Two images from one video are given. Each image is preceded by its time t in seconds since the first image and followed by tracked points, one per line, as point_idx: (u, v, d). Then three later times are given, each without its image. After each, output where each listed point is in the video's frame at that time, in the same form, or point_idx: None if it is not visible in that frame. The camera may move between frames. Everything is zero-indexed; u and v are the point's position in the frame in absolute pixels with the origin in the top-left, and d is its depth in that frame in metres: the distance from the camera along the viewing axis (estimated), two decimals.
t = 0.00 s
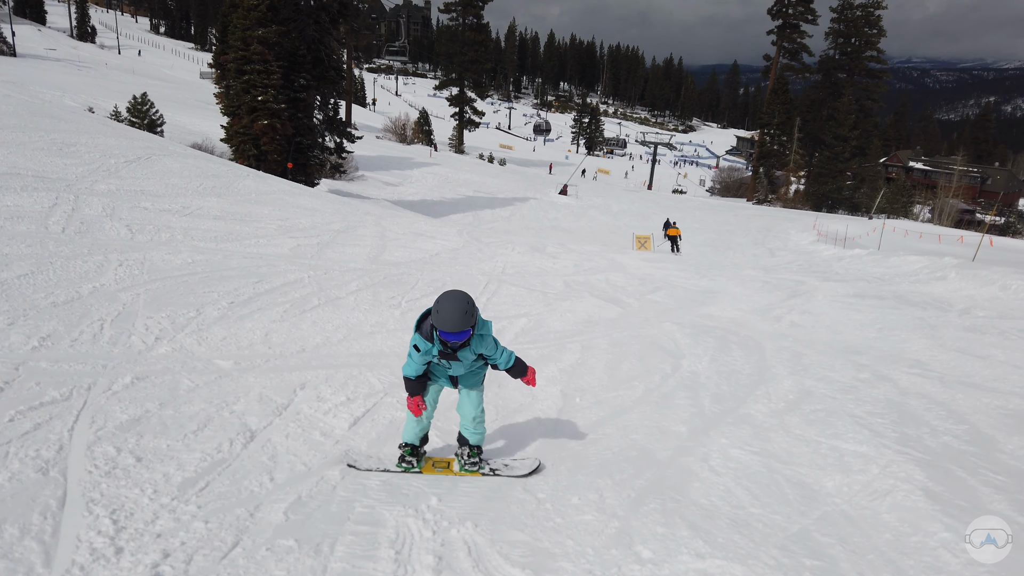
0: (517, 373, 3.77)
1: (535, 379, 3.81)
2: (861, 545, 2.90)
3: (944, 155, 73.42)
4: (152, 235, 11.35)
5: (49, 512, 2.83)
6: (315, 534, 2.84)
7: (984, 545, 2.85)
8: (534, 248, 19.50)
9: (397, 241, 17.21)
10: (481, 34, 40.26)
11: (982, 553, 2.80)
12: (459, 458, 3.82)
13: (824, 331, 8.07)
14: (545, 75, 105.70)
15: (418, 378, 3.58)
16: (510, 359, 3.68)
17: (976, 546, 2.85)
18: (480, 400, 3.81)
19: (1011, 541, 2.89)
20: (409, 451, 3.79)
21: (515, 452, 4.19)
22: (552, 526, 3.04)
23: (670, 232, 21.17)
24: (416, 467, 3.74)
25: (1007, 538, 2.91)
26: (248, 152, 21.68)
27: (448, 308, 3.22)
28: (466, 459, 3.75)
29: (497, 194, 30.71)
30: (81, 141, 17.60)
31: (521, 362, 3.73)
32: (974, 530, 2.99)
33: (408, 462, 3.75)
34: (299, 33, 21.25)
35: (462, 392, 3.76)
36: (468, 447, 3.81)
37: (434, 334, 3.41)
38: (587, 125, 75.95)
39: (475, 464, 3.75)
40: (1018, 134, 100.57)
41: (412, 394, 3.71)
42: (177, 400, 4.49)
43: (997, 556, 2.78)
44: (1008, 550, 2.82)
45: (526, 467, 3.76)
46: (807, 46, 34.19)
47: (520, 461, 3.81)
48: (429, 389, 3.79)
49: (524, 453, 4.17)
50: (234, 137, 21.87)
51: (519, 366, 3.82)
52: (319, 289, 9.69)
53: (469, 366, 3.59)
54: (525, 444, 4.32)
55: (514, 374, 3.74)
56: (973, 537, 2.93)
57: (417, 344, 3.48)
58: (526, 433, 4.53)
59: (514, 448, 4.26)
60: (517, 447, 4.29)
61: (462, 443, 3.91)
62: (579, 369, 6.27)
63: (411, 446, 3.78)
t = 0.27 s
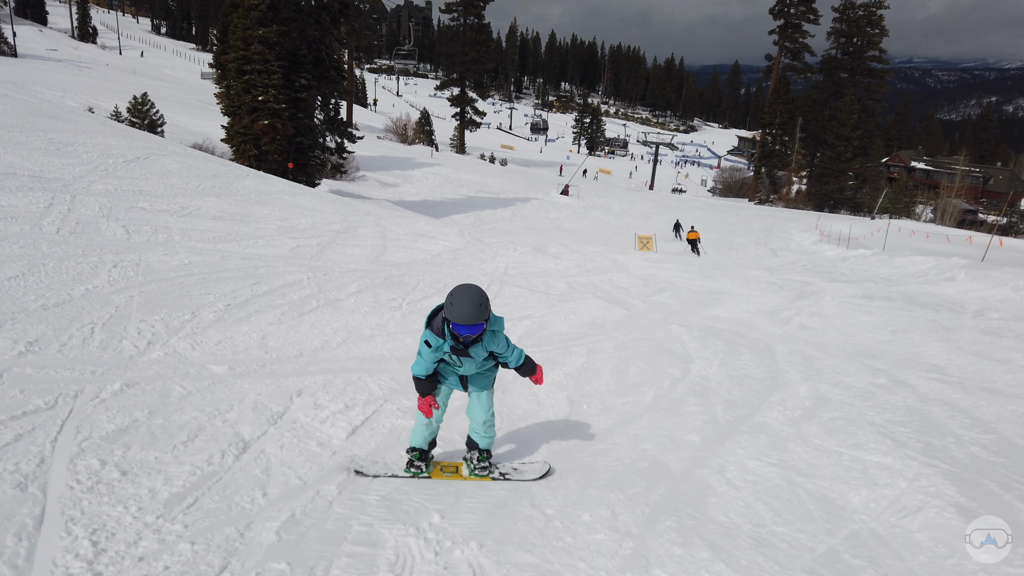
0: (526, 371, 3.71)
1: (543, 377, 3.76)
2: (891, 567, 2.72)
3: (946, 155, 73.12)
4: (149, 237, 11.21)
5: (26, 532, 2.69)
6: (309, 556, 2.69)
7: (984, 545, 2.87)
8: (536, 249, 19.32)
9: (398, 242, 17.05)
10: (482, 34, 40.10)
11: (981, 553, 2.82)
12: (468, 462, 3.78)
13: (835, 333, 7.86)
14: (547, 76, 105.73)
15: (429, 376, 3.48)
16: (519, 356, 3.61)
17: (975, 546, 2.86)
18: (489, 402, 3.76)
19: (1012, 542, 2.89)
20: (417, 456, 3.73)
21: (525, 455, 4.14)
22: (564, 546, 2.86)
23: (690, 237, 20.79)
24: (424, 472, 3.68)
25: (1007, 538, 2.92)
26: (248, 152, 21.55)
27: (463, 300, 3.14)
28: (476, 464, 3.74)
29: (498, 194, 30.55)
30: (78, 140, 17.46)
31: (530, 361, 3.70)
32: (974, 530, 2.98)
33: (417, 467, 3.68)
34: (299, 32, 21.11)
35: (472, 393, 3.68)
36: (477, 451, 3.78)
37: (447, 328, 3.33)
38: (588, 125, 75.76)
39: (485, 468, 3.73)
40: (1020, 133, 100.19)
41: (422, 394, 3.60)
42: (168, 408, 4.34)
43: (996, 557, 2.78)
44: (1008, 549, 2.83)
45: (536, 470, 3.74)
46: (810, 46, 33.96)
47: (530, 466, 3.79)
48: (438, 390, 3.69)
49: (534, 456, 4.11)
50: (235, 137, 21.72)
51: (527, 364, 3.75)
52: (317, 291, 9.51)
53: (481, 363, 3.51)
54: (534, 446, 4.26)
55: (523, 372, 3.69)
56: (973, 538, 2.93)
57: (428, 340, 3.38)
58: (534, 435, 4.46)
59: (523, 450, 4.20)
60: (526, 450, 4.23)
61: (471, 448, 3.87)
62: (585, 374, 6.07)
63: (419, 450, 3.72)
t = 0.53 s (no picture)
0: (539, 371, 3.65)
1: (554, 377, 3.70)
2: None
3: (948, 155, 72.86)
4: (146, 237, 11.06)
5: None
6: None
7: (984, 545, 2.84)
8: (538, 249, 19.15)
9: (398, 242, 16.90)
10: (483, 34, 39.99)
11: (982, 553, 2.80)
12: (478, 466, 3.72)
13: (847, 336, 7.66)
14: (548, 76, 105.58)
15: (443, 374, 3.40)
16: (533, 355, 3.57)
17: (976, 547, 2.84)
18: (502, 404, 3.65)
19: (1011, 541, 2.86)
20: (427, 460, 3.66)
21: (536, 457, 4.09)
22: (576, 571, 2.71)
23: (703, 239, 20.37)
24: (435, 476, 3.64)
25: (1006, 537, 2.89)
26: (249, 152, 21.38)
27: (482, 291, 3.13)
28: (486, 467, 3.67)
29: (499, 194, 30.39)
30: (76, 140, 17.31)
31: (543, 361, 3.69)
32: (974, 530, 2.96)
33: (427, 471, 3.63)
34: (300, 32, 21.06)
35: (485, 394, 3.59)
36: (486, 455, 3.70)
37: (463, 323, 3.28)
38: (589, 125, 75.56)
39: (496, 472, 3.67)
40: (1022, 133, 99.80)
41: (434, 395, 3.50)
42: (158, 418, 4.23)
43: (994, 557, 2.76)
44: (1008, 549, 2.80)
45: (548, 473, 3.71)
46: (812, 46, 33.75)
47: (540, 468, 3.76)
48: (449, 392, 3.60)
49: (544, 458, 4.07)
50: (235, 137, 21.57)
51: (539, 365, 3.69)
52: (317, 292, 9.34)
53: (496, 361, 3.46)
54: (546, 449, 4.20)
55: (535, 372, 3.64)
56: (972, 538, 2.91)
57: (444, 336, 3.33)
58: (544, 438, 4.39)
59: (533, 453, 4.15)
60: (538, 453, 4.17)
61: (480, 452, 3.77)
62: (593, 379, 5.88)
63: (429, 454, 3.64)
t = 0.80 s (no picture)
0: (548, 370, 3.65)
1: (563, 376, 3.72)
2: None
3: (946, 156, 72.83)
4: (139, 239, 10.86)
5: None
6: None
7: (984, 545, 2.87)
8: (537, 250, 18.98)
9: (397, 243, 16.74)
10: (481, 34, 39.83)
11: (982, 553, 2.82)
12: (489, 468, 3.74)
13: (855, 340, 7.51)
14: (546, 76, 105.40)
15: (456, 373, 3.36)
16: (544, 353, 3.58)
17: (976, 547, 2.87)
18: (512, 405, 3.65)
19: (1012, 542, 2.89)
20: (439, 465, 3.68)
21: (546, 458, 4.11)
22: None
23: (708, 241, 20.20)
24: (447, 481, 3.65)
25: (1006, 538, 2.92)
26: (246, 153, 21.17)
27: (497, 283, 3.16)
28: (498, 469, 3.69)
29: (498, 194, 30.23)
30: (70, 139, 17.08)
31: (553, 360, 3.69)
32: (975, 529, 2.99)
33: (440, 476, 3.64)
34: (298, 32, 20.94)
35: (496, 394, 3.57)
36: (497, 457, 3.73)
37: (477, 319, 3.28)
38: (587, 125, 75.39)
39: (508, 473, 3.70)
40: (1019, 133, 99.82)
41: (446, 395, 3.46)
42: (145, 430, 4.05)
43: (996, 557, 2.79)
44: (1008, 550, 2.83)
45: (558, 474, 3.75)
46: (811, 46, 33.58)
47: (549, 468, 3.81)
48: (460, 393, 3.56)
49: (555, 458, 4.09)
50: (231, 137, 21.29)
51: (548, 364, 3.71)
52: (314, 295, 9.15)
53: (509, 358, 3.45)
54: (556, 450, 4.22)
55: (545, 371, 3.65)
56: (973, 538, 2.94)
57: (458, 333, 3.31)
58: (553, 440, 4.40)
59: (544, 454, 4.17)
60: (548, 453, 4.19)
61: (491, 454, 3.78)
62: (598, 387, 5.69)
63: (441, 459, 3.66)
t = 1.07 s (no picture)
0: (558, 370, 3.71)
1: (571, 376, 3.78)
2: None
3: (942, 158, 73.13)
4: (132, 243, 10.68)
5: None
6: None
7: (984, 544, 2.90)
8: (536, 252, 18.84)
9: (394, 246, 16.60)
10: (479, 37, 39.80)
11: (981, 553, 2.85)
12: (500, 470, 3.75)
13: (862, 346, 7.36)
14: (544, 78, 105.51)
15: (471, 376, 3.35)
16: (553, 353, 3.64)
17: (975, 546, 2.90)
18: (523, 406, 3.67)
19: (1011, 541, 2.92)
20: (451, 469, 3.67)
21: (554, 459, 4.15)
22: None
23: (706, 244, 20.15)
24: (461, 484, 3.64)
25: (1007, 538, 2.95)
26: (242, 155, 20.89)
27: (513, 282, 3.21)
28: (509, 470, 3.71)
29: (496, 196, 30.10)
30: (64, 142, 16.90)
31: (561, 360, 3.75)
32: (974, 529, 3.03)
33: (453, 479, 3.63)
34: (294, 34, 20.82)
35: (508, 396, 3.59)
36: (508, 458, 3.75)
37: (493, 320, 3.29)
38: (585, 128, 75.41)
39: (518, 473, 3.73)
40: (1015, 136, 100.21)
41: (459, 400, 3.43)
42: (130, 445, 3.85)
43: (996, 556, 2.82)
44: (1009, 550, 2.86)
45: (566, 473, 3.83)
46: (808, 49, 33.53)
47: (555, 468, 3.88)
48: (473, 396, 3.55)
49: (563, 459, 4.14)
50: (227, 139, 20.99)
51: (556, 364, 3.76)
52: (309, 300, 8.96)
53: (522, 358, 3.49)
54: (563, 451, 4.26)
55: (554, 370, 3.70)
56: (972, 537, 2.97)
57: (474, 335, 3.30)
58: (558, 441, 4.46)
59: (551, 456, 4.21)
60: (556, 455, 4.22)
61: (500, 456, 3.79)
62: (602, 396, 5.52)
63: (454, 462, 3.65)
